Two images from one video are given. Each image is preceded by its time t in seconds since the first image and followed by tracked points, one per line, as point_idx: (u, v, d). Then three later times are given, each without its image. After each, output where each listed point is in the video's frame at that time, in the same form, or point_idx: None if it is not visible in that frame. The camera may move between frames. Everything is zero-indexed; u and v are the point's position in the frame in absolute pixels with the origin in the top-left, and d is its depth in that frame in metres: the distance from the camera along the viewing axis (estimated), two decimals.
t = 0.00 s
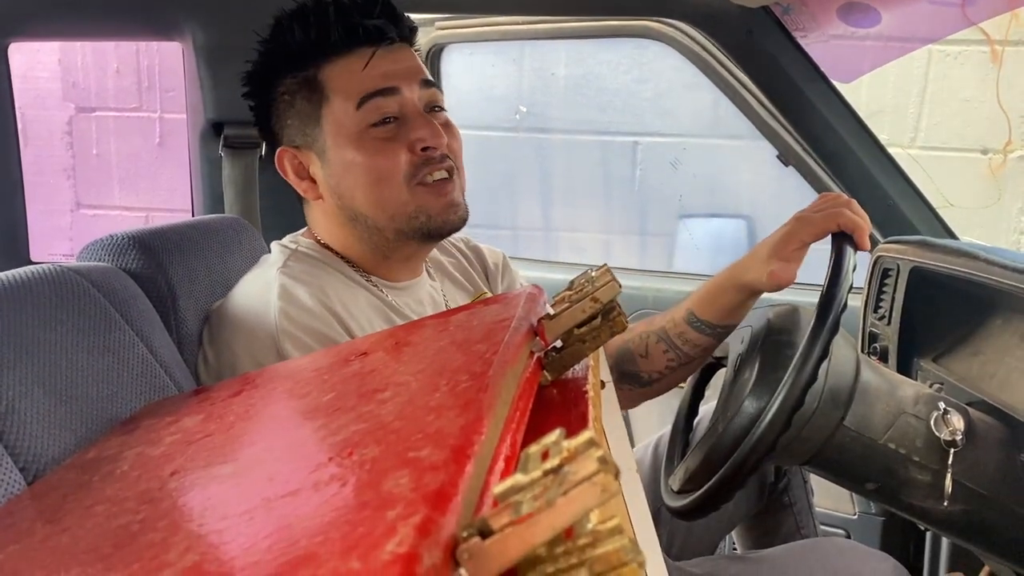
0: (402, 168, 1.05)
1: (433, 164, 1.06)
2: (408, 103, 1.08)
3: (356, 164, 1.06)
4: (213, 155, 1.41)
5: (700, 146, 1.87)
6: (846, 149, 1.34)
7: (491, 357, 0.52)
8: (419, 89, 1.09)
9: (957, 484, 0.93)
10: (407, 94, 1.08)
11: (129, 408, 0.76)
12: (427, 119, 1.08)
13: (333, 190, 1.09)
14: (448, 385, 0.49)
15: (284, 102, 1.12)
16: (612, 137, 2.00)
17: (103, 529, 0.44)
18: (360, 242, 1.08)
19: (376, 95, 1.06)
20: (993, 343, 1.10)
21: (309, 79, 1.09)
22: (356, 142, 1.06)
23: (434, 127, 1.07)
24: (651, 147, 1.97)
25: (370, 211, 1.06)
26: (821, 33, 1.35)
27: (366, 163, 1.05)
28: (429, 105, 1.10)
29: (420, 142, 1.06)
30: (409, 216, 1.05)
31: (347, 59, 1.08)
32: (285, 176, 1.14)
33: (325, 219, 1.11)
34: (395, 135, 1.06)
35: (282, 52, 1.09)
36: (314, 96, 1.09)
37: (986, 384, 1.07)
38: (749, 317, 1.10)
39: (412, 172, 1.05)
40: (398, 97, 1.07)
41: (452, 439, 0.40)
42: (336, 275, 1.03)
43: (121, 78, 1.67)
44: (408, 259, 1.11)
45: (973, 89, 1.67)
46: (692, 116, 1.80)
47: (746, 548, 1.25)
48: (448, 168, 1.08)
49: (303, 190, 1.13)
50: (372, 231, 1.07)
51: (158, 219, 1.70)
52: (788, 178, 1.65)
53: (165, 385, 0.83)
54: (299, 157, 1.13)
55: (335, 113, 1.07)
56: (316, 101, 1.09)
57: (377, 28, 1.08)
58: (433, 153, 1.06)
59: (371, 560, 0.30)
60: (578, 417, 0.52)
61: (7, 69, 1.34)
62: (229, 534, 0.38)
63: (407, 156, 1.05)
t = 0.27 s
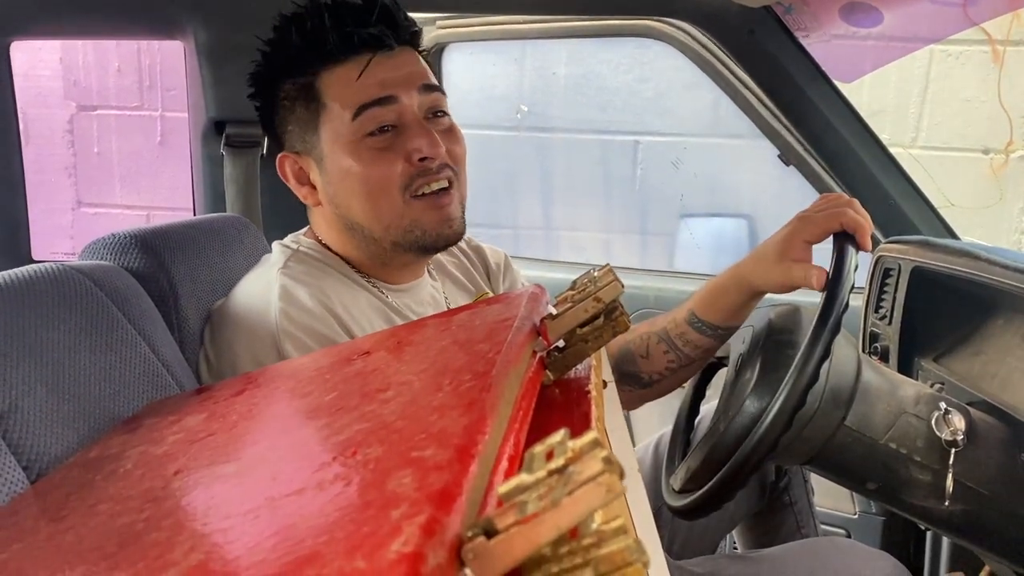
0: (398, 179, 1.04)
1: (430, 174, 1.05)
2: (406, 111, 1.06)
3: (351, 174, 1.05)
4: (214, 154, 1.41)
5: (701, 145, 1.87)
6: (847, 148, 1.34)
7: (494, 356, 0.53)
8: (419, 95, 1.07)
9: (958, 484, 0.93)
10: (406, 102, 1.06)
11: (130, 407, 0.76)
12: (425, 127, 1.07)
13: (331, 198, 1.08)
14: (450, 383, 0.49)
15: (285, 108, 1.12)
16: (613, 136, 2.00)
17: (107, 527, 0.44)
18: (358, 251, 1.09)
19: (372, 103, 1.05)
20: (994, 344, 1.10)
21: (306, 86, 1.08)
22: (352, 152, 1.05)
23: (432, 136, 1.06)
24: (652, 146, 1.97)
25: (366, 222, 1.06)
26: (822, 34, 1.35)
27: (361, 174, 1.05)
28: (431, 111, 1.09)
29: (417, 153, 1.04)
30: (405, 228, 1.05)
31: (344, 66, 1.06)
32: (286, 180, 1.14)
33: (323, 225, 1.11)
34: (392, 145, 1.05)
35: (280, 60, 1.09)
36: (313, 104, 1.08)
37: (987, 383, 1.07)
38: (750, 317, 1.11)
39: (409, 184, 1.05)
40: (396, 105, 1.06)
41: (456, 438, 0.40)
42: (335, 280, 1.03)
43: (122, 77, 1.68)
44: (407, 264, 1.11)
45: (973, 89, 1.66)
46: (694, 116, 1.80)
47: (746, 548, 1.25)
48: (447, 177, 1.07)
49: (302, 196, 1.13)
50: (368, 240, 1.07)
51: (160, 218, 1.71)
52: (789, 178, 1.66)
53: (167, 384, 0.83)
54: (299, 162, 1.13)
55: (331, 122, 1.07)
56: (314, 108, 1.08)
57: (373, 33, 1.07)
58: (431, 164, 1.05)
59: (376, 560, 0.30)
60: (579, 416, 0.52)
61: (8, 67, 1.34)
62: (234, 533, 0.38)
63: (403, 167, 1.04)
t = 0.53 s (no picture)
0: (380, 205, 1.01)
1: (413, 202, 1.02)
2: (396, 135, 1.01)
3: (338, 192, 1.03)
4: (217, 152, 1.41)
5: (705, 144, 1.88)
6: (850, 147, 1.34)
7: (498, 353, 0.52)
8: (415, 117, 1.02)
9: (961, 483, 0.93)
10: (398, 124, 1.01)
11: (134, 404, 0.76)
12: (417, 151, 1.02)
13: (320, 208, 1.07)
14: (455, 381, 0.49)
15: (293, 110, 1.10)
16: (616, 134, 2.00)
17: (112, 523, 0.44)
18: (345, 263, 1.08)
19: (361, 126, 1.01)
20: (996, 343, 1.10)
21: (306, 97, 1.06)
22: (339, 171, 1.02)
23: (419, 164, 1.01)
24: (655, 145, 1.97)
25: (349, 241, 1.04)
26: (826, 33, 1.34)
27: (346, 194, 1.02)
28: (428, 134, 1.03)
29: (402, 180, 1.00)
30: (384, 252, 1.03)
31: (340, 81, 1.02)
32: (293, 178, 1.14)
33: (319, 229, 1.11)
34: (377, 169, 1.01)
35: (290, 65, 1.07)
36: (312, 113, 1.06)
37: (990, 383, 1.07)
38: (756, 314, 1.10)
39: (391, 211, 1.01)
40: (387, 128, 1.01)
41: (462, 435, 0.40)
42: (332, 279, 1.02)
43: (123, 73, 1.73)
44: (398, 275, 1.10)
45: (977, 88, 1.73)
46: (697, 114, 1.81)
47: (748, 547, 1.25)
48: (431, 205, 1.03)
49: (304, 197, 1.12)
50: (354, 257, 1.05)
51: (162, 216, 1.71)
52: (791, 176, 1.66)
53: (170, 381, 0.83)
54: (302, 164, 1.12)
55: (325, 136, 1.04)
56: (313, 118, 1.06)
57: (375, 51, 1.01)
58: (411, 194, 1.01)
59: (383, 556, 0.30)
60: (584, 413, 0.52)
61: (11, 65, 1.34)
62: (239, 529, 0.38)
63: (385, 194, 1.01)
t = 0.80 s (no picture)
0: (374, 208, 1.01)
1: (407, 204, 1.02)
2: (391, 137, 1.01)
3: (332, 196, 1.03)
4: (219, 151, 1.41)
5: (707, 144, 1.88)
6: (852, 148, 1.34)
7: (501, 353, 0.53)
8: (409, 120, 1.02)
9: (963, 485, 0.93)
10: (393, 127, 1.01)
11: (135, 404, 0.76)
12: (411, 153, 1.02)
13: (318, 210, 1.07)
14: (457, 381, 0.49)
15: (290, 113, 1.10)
16: (618, 134, 2.00)
17: (116, 522, 0.45)
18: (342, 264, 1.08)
19: (353, 129, 1.00)
20: (998, 344, 1.10)
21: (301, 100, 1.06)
22: (333, 175, 1.02)
23: (413, 166, 1.01)
24: (656, 146, 1.97)
25: (344, 243, 1.04)
26: (829, 33, 1.34)
27: (340, 197, 1.02)
28: (423, 136, 1.03)
29: (396, 183, 1.00)
30: (379, 254, 1.03)
31: (332, 85, 1.02)
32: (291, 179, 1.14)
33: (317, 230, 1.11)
34: (370, 172, 1.01)
35: (285, 68, 1.07)
36: (307, 116, 1.06)
37: (992, 384, 1.07)
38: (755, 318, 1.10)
39: (385, 213, 1.02)
40: (379, 131, 1.01)
41: (465, 435, 0.40)
42: (334, 281, 1.02)
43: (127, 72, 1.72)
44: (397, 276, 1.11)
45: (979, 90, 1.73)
46: (699, 114, 1.81)
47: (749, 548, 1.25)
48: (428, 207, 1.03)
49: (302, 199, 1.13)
50: (350, 259, 1.05)
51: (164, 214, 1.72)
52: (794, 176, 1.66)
53: (172, 380, 0.83)
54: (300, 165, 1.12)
55: (318, 140, 1.04)
56: (308, 121, 1.06)
57: (367, 54, 1.01)
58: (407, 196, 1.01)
59: (386, 556, 0.30)
60: (586, 414, 0.52)
61: (13, 63, 1.34)
62: (243, 529, 0.38)
63: (378, 196, 1.01)
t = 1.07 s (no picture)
0: (376, 202, 1.02)
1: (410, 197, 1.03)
2: (393, 132, 1.01)
3: (335, 190, 1.04)
4: (223, 150, 1.41)
5: (711, 145, 1.88)
6: (856, 149, 1.34)
7: (506, 352, 0.53)
8: (411, 114, 1.02)
9: (966, 486, 0.93)
10: (395, 122, 1.01)
11: (141, 401, 0.76)
12: (413, 148, 1.03)
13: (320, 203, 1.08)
14: (462, 379, 0.49)
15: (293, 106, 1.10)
16: (621, 135, 2.00)
17: (122, 518, 0.45)
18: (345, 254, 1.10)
19: (355, 126, 1.01)
20: (1002, 345, 1.10)
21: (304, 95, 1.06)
22: (336, 169, 1.03)
23: (415, 161, 1.02)
24: (659, 146, 1.97)
25: (347, 236, 1.06)
26: (833, 34, 1.34)
27: (342, 192, 1.03)
28: (426, 130, 1.04)
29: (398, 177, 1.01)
30: (381, 246, 1.05)
31: (333, 80, 1.02)
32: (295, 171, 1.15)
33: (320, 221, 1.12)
34: (372, 167, 1.02)
35: (287, 63, 1.07)
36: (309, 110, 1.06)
37: (995, 385, 1.07)
38: (759, 316, 1.11)
39: (388, 206, 1.03)
40: (382, 127, 1.01)
41: (470, 432, 0.40)
42: (355, 262, 1.02)
43: (132, 71, 1.73)
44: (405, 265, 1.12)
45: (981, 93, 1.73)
46: (702, 115, 1.81)
47: (754, 548, 1.25)
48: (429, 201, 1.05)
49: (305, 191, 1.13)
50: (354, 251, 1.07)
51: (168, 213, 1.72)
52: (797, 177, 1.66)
53: (178, 377, 0.83)
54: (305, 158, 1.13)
55: (320, 134, 1.04)
56: (310, 115, 1.06)
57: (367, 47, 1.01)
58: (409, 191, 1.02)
59: (392, 552, 0.30)
60: (591, 413, 0.52)
61: (18, 62, 1.34)
62: (247, 526, 0.38)
63: (380, 191, 1.02)
